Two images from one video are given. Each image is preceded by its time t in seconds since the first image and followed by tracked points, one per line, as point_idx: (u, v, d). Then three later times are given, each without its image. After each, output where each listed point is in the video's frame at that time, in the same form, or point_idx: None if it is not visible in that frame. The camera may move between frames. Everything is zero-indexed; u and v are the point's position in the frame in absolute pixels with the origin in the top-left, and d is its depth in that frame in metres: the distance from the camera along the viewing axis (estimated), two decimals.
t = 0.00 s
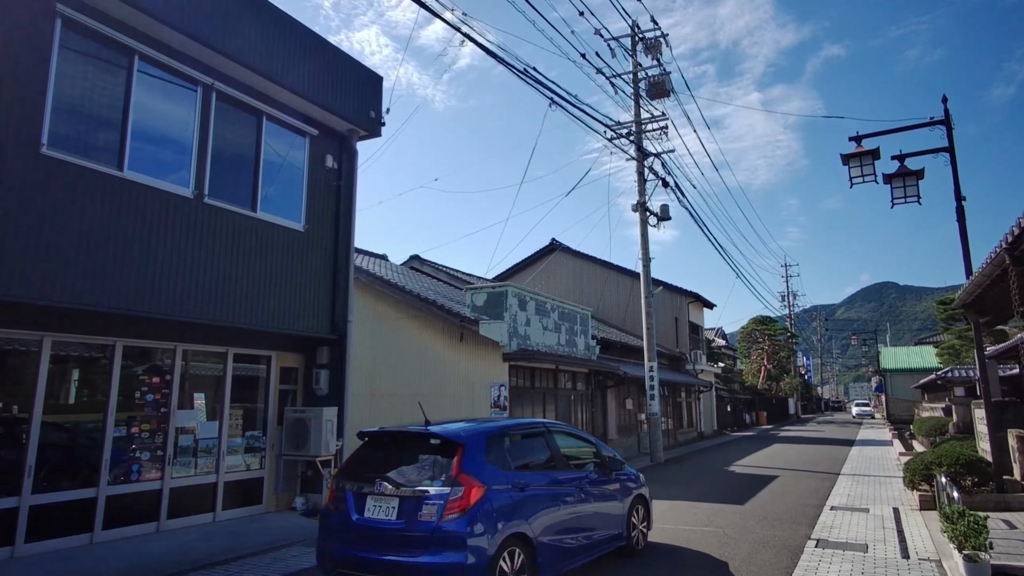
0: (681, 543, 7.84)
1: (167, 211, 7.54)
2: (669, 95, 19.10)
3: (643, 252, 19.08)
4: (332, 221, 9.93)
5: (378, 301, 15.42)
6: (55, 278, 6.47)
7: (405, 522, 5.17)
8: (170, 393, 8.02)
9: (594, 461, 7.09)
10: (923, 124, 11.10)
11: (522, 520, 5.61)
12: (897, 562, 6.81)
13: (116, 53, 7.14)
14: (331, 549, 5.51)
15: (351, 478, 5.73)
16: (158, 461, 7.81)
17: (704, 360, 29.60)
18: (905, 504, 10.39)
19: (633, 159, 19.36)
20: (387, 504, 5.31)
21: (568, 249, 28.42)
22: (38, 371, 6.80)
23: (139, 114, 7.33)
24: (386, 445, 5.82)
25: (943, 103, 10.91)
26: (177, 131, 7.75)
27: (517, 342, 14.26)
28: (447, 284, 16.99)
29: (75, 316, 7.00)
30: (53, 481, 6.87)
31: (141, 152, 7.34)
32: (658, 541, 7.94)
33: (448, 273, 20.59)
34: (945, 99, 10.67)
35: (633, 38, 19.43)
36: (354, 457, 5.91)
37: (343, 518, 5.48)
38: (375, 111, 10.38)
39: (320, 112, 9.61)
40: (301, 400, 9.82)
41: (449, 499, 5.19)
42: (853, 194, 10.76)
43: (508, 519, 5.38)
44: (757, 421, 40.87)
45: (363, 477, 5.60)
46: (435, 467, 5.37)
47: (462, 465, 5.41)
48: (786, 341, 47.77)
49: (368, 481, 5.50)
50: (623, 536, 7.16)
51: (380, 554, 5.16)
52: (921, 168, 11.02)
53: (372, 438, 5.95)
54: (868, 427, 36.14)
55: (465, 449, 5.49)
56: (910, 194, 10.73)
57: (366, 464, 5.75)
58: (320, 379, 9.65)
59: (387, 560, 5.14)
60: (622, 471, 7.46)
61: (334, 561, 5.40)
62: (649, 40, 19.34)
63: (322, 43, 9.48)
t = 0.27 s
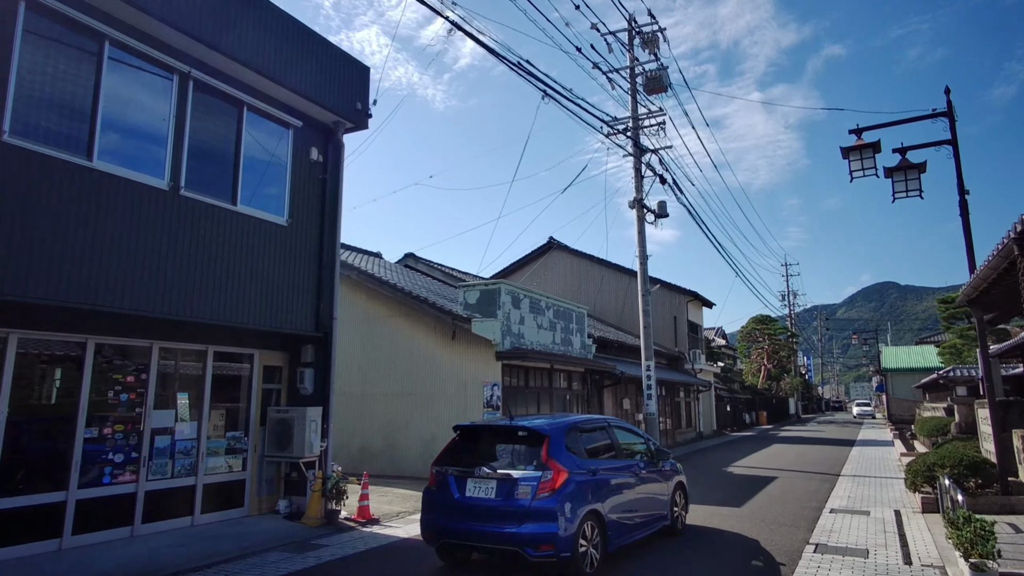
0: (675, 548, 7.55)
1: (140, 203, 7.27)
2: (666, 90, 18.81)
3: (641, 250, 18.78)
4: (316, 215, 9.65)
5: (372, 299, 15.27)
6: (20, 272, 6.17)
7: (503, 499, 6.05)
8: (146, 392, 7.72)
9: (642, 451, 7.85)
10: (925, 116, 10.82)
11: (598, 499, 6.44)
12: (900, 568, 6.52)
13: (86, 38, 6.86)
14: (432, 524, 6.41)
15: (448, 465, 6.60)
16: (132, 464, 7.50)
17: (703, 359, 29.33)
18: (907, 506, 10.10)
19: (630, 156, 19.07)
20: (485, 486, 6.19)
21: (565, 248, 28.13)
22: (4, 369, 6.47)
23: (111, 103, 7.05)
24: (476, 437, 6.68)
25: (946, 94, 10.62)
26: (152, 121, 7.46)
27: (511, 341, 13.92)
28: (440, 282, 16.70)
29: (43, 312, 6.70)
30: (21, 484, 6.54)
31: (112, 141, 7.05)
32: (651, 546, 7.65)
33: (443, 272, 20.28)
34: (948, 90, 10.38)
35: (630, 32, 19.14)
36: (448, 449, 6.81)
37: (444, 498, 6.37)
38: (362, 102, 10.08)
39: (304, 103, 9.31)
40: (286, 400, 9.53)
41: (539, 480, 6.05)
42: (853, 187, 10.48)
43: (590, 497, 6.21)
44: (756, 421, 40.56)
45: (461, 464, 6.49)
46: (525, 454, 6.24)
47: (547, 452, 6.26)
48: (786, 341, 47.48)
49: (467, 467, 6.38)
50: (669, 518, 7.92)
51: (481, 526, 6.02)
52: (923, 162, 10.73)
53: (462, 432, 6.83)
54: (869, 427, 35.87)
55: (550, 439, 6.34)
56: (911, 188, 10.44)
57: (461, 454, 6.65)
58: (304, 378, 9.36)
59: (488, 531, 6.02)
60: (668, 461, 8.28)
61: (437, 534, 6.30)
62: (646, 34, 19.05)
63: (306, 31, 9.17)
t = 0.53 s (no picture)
0: (668, 555, 7.27)
1: (114, 197, 6.99)
2: (664, 86, 18.54)
3: (638, 248, 18.50)
4: (301, 211, 9.37)
5: (363, 298, 15.02)
6: None
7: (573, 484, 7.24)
8: (120, 393, 7.43)
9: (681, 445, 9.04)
10: (927, 110, 10.54)
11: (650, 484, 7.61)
12: None
13: (55, 24, 6.58)
14: (510, 506, 7.61)
15: (523, 457, 7.78)
16: (106, 467, 7.22)
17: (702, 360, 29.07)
18: (909, 511, 9.81)
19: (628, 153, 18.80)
20: (557, 473, 7.38)
21: (563, 247, 27.85)
22: None
23: (81, 93, 6.77)
24: (545, 434, 7.90)
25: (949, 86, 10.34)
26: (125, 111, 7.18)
27: (504, 340, 13.60)
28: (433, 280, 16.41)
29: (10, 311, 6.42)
30: None
31: (83, 132, 6.76)
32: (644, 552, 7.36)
33: (437, 270, 20.01)
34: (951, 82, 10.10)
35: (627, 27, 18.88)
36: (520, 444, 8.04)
37: (520, 484, 7.55)
38: (348, 95, 9.80)
39: (289, 94, 9.03)
40: (270, 401, 9.25)
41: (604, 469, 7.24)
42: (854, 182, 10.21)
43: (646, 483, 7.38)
44: (756, 421, 40.28)
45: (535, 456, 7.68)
46: (591, 447, 7.46)
47: (610, 445, 7.47)
48: (786, 341, 47.21)
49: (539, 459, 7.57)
50: (703, 504, 9.05)
51: (555, 508, 7.21)
52: (926, 156, 10.45)
53: (533, 430, 8.05)
54: (869, 427, 35.58)
55: (612, 435, 7.53)
56: (914, 183, 10.17)
57: (532, 448, 7.85)
58: (288, 378, 9.08)
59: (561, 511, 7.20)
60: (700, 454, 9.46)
61: (515, 515, 7.48)
62: (643, 29, 18.78)
63: (290, 21, 8.90)
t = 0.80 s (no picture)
0: (664, 559, 6.98)
1: (85, 186, 6.73)
2: (662, 81, 18.27)
3: (636, 245, 18.22)
4: (286, 204, 9.09)
5: (355, 295, 14.74)
6: None
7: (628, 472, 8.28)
8: (94, 391, 7.15)
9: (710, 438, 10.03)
10: (931, 101, 10.25)
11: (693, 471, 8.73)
12: None
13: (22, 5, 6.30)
14: (569, 491, 8.66)
15: (580, 449, 8.82)
16: (78, 468, 6.94)
17: (701, 359, 28.79)
18: (913, 513, 9.52)
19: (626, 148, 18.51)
20: (612, 462, 8.43)
21: (561, 245, 27.57)
22: None
23: (49, 78, 6.49)
24: (599, 429, 8.97)
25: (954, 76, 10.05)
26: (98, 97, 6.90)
27: (498, 338, 13.32)
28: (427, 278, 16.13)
29: None
30: None
31: (51, 119, 6.48)
32: (639, 556, 7.07)
33: (433, 268, 19.73)
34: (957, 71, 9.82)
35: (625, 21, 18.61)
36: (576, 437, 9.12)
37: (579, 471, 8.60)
38: (335, 84, 9.51)
39: (273, 84, 8.73)
40: (253, 400, 8.97)
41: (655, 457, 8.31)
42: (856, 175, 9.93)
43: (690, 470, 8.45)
44: (756, 421, 39.98)
45: (592, 447, 8.74)
46: (642, 439, 8.52)
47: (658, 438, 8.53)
48: (786, 340, 46.92)
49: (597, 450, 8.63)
50: (729, 491, 10.12)
51: (613, 492, 8.24)
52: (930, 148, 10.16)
53: (587, 426, 9.10)
54: (870, 428, 35.29)
55: (660, 429, 8.59)
56: (917, 175, 9.88)
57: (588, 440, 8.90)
58: (272, 376, 8.80)
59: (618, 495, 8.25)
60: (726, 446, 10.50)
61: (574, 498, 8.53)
62: (642, 23, 18.50)
63: (274, 7, 8.59)
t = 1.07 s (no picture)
0: (658, 568, 6.69)
1: (54, 180, 6.43)
2: (660, 77, 17.99)
3: (633, 243, 17.94)
4: (269, 200, 8.80)
5: (346, 294, 14.46)
6: None
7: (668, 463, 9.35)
8: (65, 394, 6.86)
9: (733, 437, 11.00)
10: (934, 94, 9.97)
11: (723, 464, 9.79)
12: None
13: None
14: (615, 481, 9.78)
15: (623, 444, 9.93)
16: (46, 474, 6.65)
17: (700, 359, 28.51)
18: (916, 519, 9.23)
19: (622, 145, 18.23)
20: (653, 455, 9.52)
21: (559, 244, 27.28)
22: None
23: (13, 66, 6.19)
24: (640, 427, 10.07)
25: (958, 69, 9.77)
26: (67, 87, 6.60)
27: (491, 338, 13.05)
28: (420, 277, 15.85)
29: None
30: None
31: (15, 109, 6.17)
32: (631, 566, 6.79)
33: (427, 267, 19.45)
34: (960, 63, 9.53)
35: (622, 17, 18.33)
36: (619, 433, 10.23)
37: (622, 462, 9.71)
38: (320, 77, 9.22)
39: (255, 76, 8.44)
40: (235, 402, 8.69)
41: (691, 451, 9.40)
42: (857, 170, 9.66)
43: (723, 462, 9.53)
44: (756, 422, 39.68)
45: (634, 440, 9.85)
46: (678, 436, 9.58)
47: (693, 435, 9.63)
48: (786, 340, 46.63)
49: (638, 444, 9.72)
50: (750, 484, 11.21)
51: (654, 481, 9.31)
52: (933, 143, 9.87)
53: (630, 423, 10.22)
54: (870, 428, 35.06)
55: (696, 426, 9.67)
56: (920, 171, 9.60)
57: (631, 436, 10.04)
58: (254, 377, 8.50)
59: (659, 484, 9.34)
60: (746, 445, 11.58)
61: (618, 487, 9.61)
62: (639, 18, 18.23)
63: None
